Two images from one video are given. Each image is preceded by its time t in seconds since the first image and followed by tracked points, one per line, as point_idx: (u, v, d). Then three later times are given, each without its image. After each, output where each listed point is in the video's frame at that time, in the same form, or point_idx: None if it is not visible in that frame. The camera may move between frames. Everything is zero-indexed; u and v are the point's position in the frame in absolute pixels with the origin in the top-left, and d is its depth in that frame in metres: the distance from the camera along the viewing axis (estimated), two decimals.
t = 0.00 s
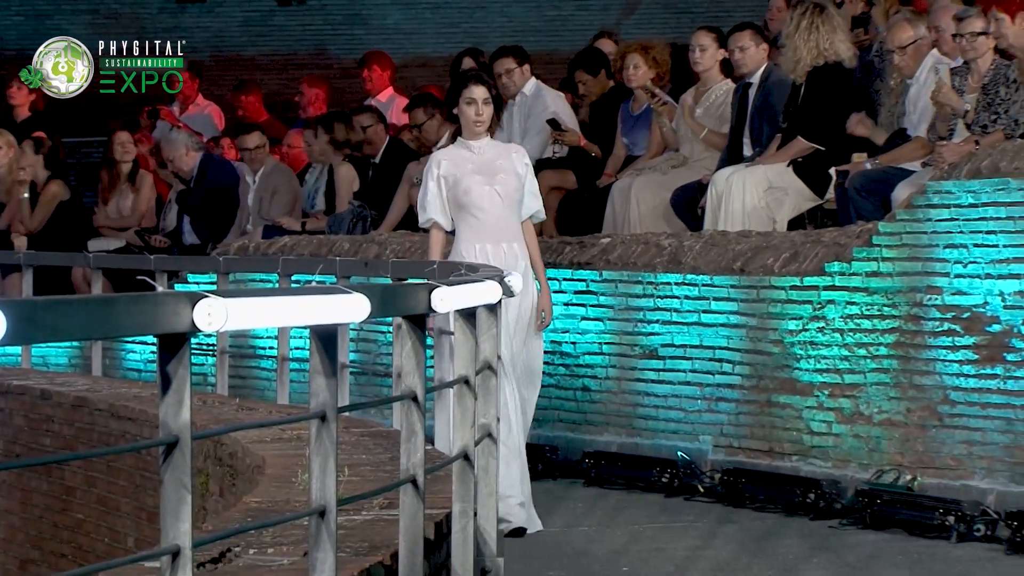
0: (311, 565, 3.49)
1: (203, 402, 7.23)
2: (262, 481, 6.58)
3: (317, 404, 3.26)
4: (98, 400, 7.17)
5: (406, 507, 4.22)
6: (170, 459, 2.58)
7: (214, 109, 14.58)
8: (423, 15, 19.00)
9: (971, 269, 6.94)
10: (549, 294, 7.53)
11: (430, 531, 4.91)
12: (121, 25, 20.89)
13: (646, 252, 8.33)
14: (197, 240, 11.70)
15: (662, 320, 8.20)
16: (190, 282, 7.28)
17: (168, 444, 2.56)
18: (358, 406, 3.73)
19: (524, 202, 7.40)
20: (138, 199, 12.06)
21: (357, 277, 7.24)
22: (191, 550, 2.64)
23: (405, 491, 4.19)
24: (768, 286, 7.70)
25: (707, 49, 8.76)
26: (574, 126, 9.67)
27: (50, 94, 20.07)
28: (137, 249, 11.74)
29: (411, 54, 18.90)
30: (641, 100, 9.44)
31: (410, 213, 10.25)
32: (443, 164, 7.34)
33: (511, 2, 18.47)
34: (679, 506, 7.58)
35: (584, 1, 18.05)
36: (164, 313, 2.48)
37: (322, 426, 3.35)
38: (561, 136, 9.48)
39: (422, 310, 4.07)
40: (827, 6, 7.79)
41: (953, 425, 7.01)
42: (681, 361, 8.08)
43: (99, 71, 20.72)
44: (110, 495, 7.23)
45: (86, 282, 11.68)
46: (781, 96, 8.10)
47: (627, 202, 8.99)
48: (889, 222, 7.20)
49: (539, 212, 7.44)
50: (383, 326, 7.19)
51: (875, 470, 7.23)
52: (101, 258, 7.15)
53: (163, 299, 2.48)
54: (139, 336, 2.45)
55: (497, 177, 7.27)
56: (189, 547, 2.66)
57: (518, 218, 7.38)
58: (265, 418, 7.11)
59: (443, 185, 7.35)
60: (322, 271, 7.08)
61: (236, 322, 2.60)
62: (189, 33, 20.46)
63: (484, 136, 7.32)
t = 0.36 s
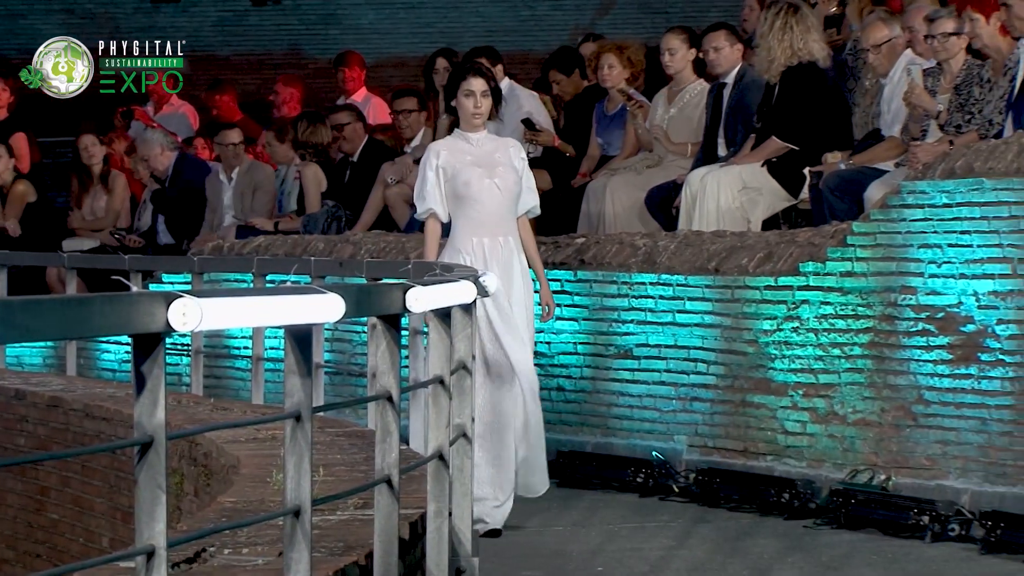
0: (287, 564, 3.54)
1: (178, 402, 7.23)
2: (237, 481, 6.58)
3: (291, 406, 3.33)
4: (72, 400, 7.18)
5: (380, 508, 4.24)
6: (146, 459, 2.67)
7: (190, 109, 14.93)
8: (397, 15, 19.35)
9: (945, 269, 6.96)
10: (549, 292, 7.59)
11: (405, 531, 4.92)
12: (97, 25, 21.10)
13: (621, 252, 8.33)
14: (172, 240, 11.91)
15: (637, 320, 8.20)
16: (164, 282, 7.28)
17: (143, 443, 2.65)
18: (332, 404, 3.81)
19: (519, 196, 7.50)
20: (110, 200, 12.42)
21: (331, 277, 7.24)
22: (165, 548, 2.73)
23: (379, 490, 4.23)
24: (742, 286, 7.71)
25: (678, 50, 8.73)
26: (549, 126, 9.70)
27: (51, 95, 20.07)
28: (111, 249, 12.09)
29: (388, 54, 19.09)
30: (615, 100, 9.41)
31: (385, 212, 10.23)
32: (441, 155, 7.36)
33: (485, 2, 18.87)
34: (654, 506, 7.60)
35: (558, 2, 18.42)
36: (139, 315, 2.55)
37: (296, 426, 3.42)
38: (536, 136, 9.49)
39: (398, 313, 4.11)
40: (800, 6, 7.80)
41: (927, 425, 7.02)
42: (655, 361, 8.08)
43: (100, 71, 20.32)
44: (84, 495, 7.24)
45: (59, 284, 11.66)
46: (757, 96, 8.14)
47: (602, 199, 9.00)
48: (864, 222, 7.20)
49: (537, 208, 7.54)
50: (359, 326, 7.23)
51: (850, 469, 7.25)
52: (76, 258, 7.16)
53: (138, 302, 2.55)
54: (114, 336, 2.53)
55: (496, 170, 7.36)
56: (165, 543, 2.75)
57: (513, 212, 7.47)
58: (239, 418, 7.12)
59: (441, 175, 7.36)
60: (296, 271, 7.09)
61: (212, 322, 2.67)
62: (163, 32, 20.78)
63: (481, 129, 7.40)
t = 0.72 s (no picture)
0: (265, 566, 3.43)
1: (157, 402, 7.23)
2: (216, 480, 6.58)
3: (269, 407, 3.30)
4: (51, 400, 7.18)
5: (359, 510, 4.20)
6: (124, 459, 2.62)
7: (169, 109, 14.91)
8: (376, 16, 19.43)
9: (924, 269, 6.96)
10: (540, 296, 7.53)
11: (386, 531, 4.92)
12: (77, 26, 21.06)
13: (601, 251, 8.34)
14: (149, 239, 12.04)
15: (617, 319, 8.20)
16: (142, 281, 7.28)
17: (122, 443, 2.60)
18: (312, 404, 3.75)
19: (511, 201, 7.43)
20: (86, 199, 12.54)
21: (310, 277, 7.24)
22: (144, 549, 2.68)
23: (359, 490, 4.16)
24: (721, 286, 7.72)
25: (654, 50, 8.73)
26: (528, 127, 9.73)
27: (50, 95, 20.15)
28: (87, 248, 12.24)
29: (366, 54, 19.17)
30: (594, 100, 9.41)
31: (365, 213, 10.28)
32: (433, 155, 7.29)
33: (464, 2, 18.90)
34: (635, 506, 7.60)
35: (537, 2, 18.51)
36: (116, 313, 2.51)
37: (275, 426, 3.36)
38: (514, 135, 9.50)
39: (377, 311, 4.09)
40: (779, 6, 7.84)
41: (907, 424, 7.02)
42: (635, 361, 8.08)
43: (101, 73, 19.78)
44: (64, 495, 7.25)
45: (37, 283, 11.60)
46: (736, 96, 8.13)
47: (582, 200, 9.06)
48: (843, 221, 7.21)
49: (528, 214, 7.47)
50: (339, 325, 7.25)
51: (829, 469, 7.26)
52: (53, 259, 7.18)
53: (116, 299, 2.50)
54: (91, 336, 2.48)
55: (488, 172, 7.30)
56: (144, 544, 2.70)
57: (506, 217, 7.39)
58: (219, 418, 7.12)
59: (433, 176, 7.30)
60: (276, 271, 7.09)
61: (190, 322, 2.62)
62: (142, 31, 20.76)
63: (475, 133, 7.36)
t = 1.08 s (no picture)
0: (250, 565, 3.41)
1: (142, 401, 7.23)
2: (201, 480, 6.57)
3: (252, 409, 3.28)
4: (36, 399, 7.19)
5: (345, 510, 4.18)
6: (110, 459, 2.61)
7: (152, 108, 14.93)
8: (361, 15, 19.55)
9: (909, 268, 6.97)
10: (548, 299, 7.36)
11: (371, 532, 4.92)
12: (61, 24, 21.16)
13: (585, 250, 8.33)
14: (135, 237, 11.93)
15: (602, 319, 8.19)
16: (127, 280, 7.24)
17: (107, 443, 2.59)
18: (297, 403, 3.72)
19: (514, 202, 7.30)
20: (72, 197, 12.57)
21: (295, 276, 7.23)
22: (130, 549, 2.67)
23: (343, 490, 4.15)
24: (706, 285, 7.72)
25: (636, 48, 8.79)
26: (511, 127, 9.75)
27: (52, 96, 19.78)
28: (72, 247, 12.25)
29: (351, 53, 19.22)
30: (578, 100, 9.42)
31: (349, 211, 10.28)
32: (435, 156, 7.19)
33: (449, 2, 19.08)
34: (620, 505, 7.62)
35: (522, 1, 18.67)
36: (105, 314, 2.51)
37: (260, 426, 3.32)
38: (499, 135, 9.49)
39: (359, 308, 4.04)
40: (764, 6, 7.87)
41: (891, 424, 7.03)
42: (619, 360, 8.08)
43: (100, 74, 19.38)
44: (49, 495, 7.26)
45: (23, 280, 11.54)
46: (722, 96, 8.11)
47: (566, 200, 9.12)
48: (828, 221, 7.22)
49: (534, 217, 7.33)
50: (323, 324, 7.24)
51: (813, 468, 7.27)
52: (39, 258, 7.17)
53: (104, 301, 2.50)
54: (77, 336, 2.47)
55: (489, 173, 7.19)
56: (131, 544, 2.69)
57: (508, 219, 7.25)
58: (203, 417, 7.13)
59: (434, 177, 7.20)
60: (260, 270, 7.06)
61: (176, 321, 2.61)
62: (126, 30, 20.87)
63: (478, 135, 7.27)
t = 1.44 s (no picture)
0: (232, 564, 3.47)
1: (124, 400, 7.23)
2: (181, 479, 6.55)
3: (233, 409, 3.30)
4: (18, 398, 7.19)
5: (326, 509, 4.18)
6: (93, 456, 2.61)
7: (134, 105, 14.85)
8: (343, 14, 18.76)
9: (889, 266, 6.98)
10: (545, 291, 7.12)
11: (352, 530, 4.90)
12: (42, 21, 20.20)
13: (567, 249, 8.35)
14: (117, 237, 12.04)
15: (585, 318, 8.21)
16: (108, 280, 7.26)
17: (88, 442, 2.60)
18: (279, 403, 3.73)
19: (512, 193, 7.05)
20: (57, 197, 12.63)
21: (276, 275, 7.24)
22: (111, 548, 2.68)
23: (325, 490, 4.15)
24: (688, 284, 7.75)
25: (618, 46, 8.83)
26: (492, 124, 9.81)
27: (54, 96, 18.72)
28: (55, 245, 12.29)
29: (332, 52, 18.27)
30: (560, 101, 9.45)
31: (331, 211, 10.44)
32: (429, 151, 6.95)
33: None
34: (602, 504, 7.62)
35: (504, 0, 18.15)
36: (88, 312, 2.53)
37: (242, 424, 3.42)
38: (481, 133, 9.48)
39: (339, 307, 4.05)
40: (745, 5, 7.91)
41: (873, 422, 7.05)
42: (601, 359, 8.10)
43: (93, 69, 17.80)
44: (30, 494, 7.26)
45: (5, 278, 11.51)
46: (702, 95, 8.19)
47: (548, 199, 9.12)
48: (809, 219, 7.24)
49: (532, 203, 7.06)
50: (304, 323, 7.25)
51: (795, 467, 7.29)
52: (21, 257, 7.21)
53: (87, 299, 2.52)
54: (61, 333, 2.49)
55: (485, 167, 6.93)
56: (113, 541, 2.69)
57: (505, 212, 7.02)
58: (185, 416, 7.13)
59: (429, 173, 6.96)
60: (242, 269, 7.08)
61: (157, 321, 2.64)
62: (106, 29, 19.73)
63: (474, 125, 6.98)
